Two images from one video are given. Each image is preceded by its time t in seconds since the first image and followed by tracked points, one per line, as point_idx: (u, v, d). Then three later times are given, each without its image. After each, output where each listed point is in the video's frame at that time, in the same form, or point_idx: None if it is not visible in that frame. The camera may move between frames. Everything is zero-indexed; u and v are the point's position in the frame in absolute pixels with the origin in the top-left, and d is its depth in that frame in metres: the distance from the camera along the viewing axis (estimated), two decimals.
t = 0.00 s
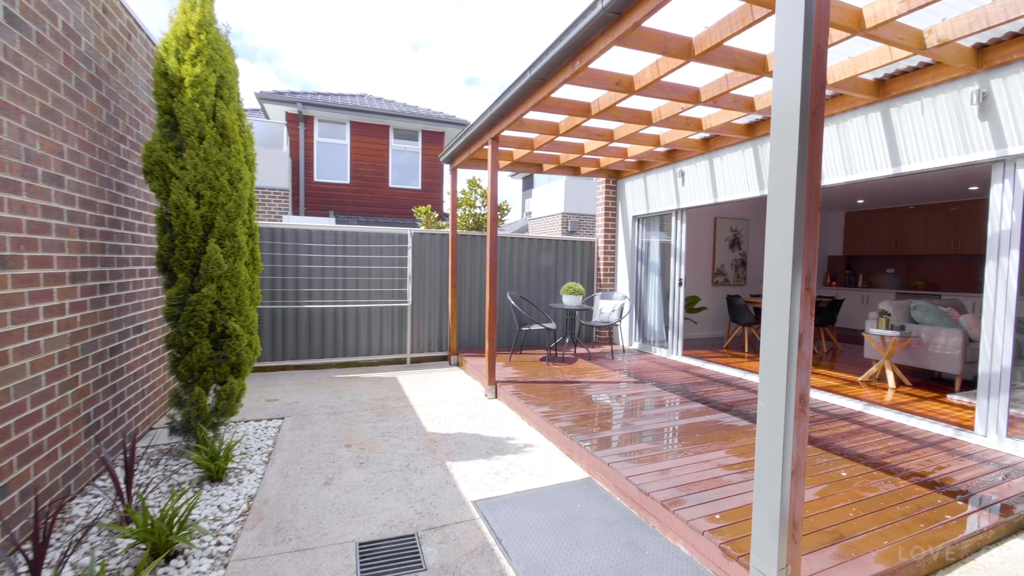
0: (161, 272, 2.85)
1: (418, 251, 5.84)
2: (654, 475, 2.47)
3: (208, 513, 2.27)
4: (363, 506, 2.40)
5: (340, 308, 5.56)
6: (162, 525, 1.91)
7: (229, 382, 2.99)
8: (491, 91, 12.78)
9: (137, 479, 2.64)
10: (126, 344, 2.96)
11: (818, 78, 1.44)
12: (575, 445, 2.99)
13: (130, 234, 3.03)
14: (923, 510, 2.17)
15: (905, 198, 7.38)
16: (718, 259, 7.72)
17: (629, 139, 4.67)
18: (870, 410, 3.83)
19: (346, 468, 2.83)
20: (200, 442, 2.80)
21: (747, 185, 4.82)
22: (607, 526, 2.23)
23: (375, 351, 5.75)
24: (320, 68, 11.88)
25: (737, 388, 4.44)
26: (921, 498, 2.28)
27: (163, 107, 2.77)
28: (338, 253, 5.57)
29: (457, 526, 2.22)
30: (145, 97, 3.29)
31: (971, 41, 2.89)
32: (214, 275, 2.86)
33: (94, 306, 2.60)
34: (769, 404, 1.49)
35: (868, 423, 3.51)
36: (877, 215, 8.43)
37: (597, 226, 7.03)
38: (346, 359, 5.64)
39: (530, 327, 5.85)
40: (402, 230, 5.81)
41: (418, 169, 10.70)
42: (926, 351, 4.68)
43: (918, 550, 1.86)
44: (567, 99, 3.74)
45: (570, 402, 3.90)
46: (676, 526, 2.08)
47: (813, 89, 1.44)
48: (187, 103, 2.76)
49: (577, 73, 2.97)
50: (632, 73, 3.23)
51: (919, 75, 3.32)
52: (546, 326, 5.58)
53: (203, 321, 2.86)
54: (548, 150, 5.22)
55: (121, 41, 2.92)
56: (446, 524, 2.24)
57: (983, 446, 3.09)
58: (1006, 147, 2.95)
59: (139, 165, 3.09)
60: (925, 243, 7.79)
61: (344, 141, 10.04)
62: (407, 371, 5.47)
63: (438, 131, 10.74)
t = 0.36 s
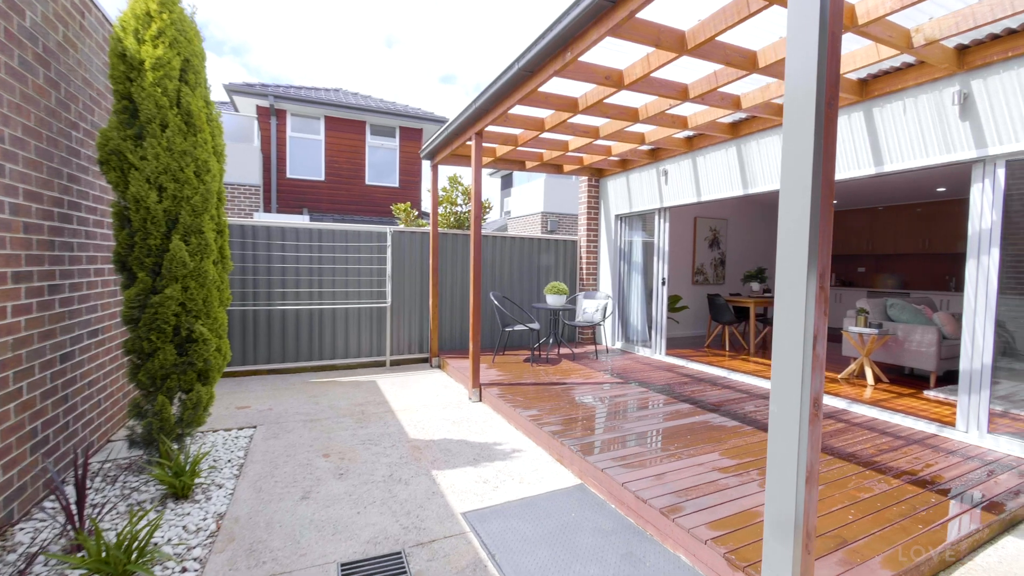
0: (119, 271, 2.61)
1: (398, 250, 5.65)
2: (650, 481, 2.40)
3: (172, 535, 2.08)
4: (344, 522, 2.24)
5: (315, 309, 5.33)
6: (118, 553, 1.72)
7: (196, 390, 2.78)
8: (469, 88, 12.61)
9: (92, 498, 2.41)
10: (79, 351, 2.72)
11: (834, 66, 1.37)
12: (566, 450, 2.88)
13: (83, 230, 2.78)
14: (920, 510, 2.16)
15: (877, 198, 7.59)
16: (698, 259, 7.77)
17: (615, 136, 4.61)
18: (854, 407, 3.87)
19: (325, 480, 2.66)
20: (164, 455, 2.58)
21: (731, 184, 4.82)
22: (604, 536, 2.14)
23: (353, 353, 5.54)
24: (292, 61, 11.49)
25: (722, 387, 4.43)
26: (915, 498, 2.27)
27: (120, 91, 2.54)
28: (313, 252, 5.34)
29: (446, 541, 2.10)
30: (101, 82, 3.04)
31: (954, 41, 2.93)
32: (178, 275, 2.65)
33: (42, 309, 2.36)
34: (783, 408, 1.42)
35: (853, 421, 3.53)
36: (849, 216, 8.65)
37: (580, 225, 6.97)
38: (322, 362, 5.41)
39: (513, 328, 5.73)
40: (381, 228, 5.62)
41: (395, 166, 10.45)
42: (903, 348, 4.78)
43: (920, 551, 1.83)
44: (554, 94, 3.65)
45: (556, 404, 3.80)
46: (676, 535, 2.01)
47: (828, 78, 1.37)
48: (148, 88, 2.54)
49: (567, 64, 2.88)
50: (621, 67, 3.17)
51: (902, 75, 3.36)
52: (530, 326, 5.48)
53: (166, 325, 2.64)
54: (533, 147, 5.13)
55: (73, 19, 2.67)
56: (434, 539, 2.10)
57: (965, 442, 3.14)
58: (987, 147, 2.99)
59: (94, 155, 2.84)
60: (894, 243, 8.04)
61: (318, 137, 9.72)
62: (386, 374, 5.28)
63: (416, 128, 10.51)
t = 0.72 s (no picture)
0: (72, 270, 2.38)
1: (377, 248, 5.47)
2: (647, 486, 2.32)
3: (133, 559, 1.89)
4: (326, 538, 2.09)
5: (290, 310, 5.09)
6: None
7: (161, 398, 2.57)
8: (448, 85, 12.42)
9: (41, 520, 2.19)
10: (27, 357, 2.48)
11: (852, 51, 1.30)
12: (558, 454, 2.79)
13: (31, 225, 2.54)
14: (916, 508, 2.15)
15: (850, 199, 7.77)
16: (679, 258, 7.82)
17: (600, 133, 4.54)
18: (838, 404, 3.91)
19: (304, 492, 2.50)
20: (124, 470, 2.38)
21: (715, 182, 4.83)
22: (602, 545, 2.06)
23: (330, 355, 5.33)
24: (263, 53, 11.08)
25: (709, 386, 4.42)
26: (910, 496, 2.26)
27: (73, 72, 2.31)
28: (288, 250, 5.10)
29: (436, 557, 1.97)
30: (52, 63, 2.78)
31: (938, 41, 2.96)
32: (139, 274, 2.44)
33: None
34: (797, 411, 1.35)
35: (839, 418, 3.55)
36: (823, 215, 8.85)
37: (563, 223, 6.90)
38: (297, 365, 5.18)
39: (497, 328, 5.61)
40: (359, 226, 5.42)
41: (373, 162, 10.18)
42: (881, 345, 4.87)
43: (922, 552, 1.81)
44: (542, 87, 3.56)
45: (544, 406, 3.71)
46: (677, 542, 1.94)
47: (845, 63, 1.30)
48: (105, 69, 2.32)
49: (558, 55, 2.78)
50: (611, 60, 3.10)
51: (886, 75, 3.40)
52: (515, 326, 5.37)
53: (126, 328, 2.43)
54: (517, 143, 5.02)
55: None
56: (424, 555, 1.98)
57: (948, 437, 3.20)
58: (968, 146, 3.04)
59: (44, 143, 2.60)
60: (866, 242, 8.26)
61: (292, 131, 9.38)
62: (366, 377, 5.09)
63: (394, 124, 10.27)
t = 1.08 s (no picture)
0: (21, 267, 2.16)
1: (357, 246, 5.27)
2: (645, 490, 2.25)
3: None
4: (307, 555, 1.94)
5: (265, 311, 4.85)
6: None
7: (123, 406, 2.36)
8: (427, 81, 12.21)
9: None
10: None
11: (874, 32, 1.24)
12: (550, 458, 2.69)
13: None
14: (912, 506, 2.14)
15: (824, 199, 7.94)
16: (660, 256, 7.85)
17: (586, 129, 4.47)
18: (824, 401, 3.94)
19: (282, 505, 2.33)
20: (82, 486, 2.17)
21: (699, 180, 4.79)
22: (602, 555, 1.98)
23: (308, 358, 5.11)
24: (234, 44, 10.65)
25: (695, 384, 4.41)
26: (905, 494, 2.26)
27: (21, 48, 2.09)
28: (261, 248, 4.86)
29: (428, 573, 1.85)
30: None
31: (923, 40, 3.00)
32: (97, 272, 2.23)
33: None
34: (818, 413, 1.29)
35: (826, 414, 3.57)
36: (797, 215, 9.03)
37: (546, 221, 6.81)
38: (273, 369, 4.94)
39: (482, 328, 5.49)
40: (338, 223, 5.21)
41: (350, 159, 9.89)
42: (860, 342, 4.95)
43: (924, 554, 1.78)
44: (530, 79, 3.46)
45: (533, 408, 3.61)
46: (681, 549, 1.87)
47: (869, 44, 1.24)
48: (58, 46, 2.11)
49: (549, 44, 2.69)
50: (602, 52, 3.03)
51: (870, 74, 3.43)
52: (500, 326, 5.26)
53: (82, 331, 2.22)
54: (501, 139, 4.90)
55: None
56: (414, 571, 1.86)
57: (932, 432, 3.26)
58: (951, 144, 3.09)
59: None
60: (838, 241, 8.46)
61: (265, 127, 9.03)
62: (346, 380, 4.90)
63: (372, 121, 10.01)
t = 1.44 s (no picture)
0: None
1: (336, 244, 5.06)
2: (644, 495, 2.18)
3: None
4: None
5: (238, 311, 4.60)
6: None
7: (80, 416, 2.16)
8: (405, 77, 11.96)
9: None
10: None
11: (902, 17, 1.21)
12: (543, 463, 2.60)
13: None
14: (910, 506, 2.15)
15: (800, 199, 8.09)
16: (642, 255, 7.85)
17: (572, 124, 4.38)
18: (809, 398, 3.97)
19: (259, 519, 2.17)
20: (32, 503, 1.96)
21: (685, 178, 4.74)
22: (603, 565, 1.90)
23: (284, 360, 4.88)
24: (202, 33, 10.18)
25: (683, 383, 4.39)
26: (900, 493, 2.26)
27: None
28: (234, 244, 4.61)
29: None
30: None
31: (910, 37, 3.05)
32: (48, 268, 2.02)
33: None
34: (844, 415, 1.26)
35: (813, 412, 3.58)
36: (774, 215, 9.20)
37: (528, 218, 6.68)
38: (246, 372, 4.70)
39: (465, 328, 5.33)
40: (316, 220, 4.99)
41: (327, 155, 9.57)
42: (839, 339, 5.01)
43: (927, 558, 1.77)
44: (517, 70, 3.35)
45: (521, 409, 3.51)
46: (687, 558, 1.82)
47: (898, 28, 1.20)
48: None
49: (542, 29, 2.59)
50: (594, 42, 2.95)
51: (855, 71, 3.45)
52: (485, 326, 5.13)
53: (30, 334, 2.00)
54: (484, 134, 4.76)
55: None
56: None
57: (915, 427, 3.31)
58: (936, 142, 3.13)
59: None
60: (812, 241, 8.65)
61: (239, 121, 8.64)
62: (324, 382, 4.69)
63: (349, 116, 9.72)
